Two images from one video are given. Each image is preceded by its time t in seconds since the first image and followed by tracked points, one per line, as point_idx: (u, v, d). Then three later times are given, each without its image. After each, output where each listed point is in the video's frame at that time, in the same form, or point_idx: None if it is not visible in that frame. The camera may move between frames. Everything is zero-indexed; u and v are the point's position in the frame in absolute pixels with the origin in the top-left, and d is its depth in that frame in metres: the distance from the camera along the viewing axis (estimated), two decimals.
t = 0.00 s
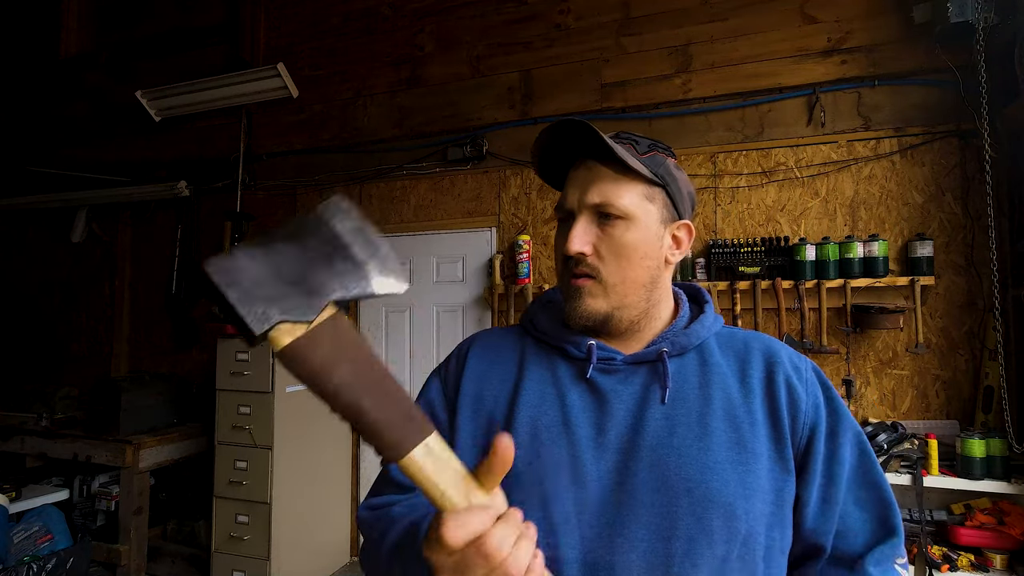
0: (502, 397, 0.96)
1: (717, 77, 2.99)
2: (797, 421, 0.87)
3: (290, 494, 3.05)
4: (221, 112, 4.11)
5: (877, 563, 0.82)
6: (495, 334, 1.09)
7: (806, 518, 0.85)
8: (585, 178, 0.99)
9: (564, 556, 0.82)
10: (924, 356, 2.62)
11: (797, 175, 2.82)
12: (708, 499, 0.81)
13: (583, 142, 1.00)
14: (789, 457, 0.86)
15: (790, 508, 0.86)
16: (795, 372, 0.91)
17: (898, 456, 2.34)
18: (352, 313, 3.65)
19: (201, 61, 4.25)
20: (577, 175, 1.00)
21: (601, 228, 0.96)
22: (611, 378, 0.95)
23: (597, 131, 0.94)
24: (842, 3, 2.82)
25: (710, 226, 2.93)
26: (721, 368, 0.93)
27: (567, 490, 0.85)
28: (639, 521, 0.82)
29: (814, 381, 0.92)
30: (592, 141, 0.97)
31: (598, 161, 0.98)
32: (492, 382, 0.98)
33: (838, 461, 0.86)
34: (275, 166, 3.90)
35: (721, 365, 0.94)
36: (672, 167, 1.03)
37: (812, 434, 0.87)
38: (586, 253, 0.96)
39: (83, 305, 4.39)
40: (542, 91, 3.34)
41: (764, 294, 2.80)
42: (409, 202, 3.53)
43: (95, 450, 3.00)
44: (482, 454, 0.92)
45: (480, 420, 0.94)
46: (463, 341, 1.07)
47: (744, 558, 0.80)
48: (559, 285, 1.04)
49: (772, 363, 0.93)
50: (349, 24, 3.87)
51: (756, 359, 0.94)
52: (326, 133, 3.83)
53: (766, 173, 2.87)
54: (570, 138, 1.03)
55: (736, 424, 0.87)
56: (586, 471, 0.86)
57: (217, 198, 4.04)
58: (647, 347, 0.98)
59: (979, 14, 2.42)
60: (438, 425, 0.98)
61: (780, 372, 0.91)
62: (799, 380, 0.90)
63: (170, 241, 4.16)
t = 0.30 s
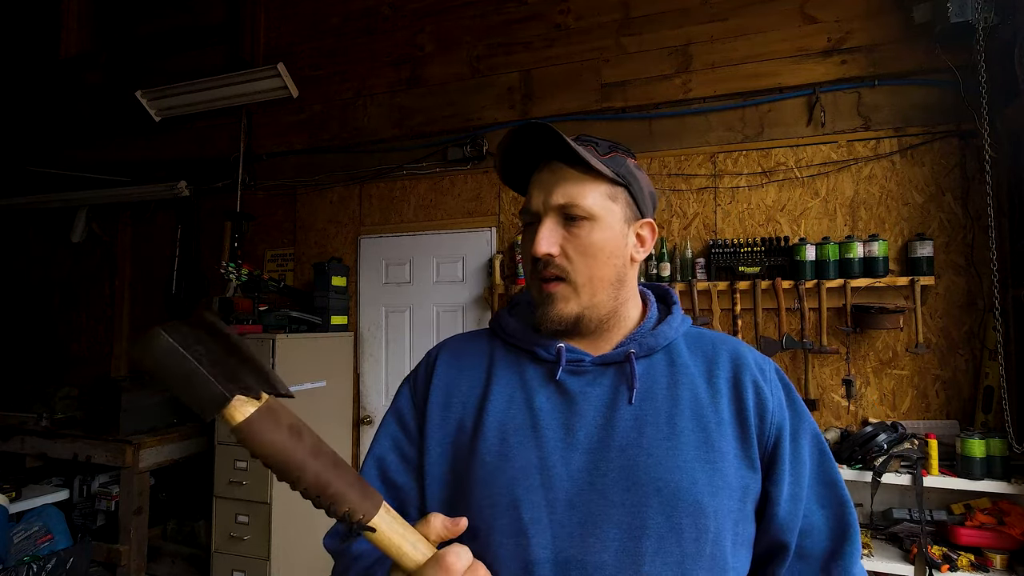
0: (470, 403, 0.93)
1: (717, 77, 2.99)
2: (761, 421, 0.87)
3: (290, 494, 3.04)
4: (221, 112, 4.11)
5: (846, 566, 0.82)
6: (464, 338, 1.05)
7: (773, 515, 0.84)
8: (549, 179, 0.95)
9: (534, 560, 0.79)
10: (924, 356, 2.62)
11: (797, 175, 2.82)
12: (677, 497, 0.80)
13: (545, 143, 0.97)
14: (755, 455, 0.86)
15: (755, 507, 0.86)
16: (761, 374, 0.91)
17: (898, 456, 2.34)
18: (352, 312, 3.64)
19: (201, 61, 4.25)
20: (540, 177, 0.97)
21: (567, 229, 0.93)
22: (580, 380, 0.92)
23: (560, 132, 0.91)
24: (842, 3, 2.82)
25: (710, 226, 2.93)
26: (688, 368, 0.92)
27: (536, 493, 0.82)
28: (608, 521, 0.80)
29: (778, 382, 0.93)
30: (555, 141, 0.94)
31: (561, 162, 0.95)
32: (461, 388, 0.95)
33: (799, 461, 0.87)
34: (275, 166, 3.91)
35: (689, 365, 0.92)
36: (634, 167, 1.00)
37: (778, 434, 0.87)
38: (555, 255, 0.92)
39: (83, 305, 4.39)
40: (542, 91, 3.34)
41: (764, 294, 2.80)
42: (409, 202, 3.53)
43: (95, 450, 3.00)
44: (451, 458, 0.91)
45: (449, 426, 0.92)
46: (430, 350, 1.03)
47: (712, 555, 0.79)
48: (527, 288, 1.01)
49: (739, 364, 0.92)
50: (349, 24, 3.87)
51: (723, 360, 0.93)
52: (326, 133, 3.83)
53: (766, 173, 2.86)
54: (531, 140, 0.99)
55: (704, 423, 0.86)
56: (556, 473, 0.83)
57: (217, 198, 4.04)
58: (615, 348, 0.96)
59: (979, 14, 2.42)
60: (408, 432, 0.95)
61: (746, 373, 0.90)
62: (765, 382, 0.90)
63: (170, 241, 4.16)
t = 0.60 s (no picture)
0: (449, 408, 0.93)
1: (716, 77, 3.00)
2: (732, 414, 0.88)
3: (290, 494, 3.04)
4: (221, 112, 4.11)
5: (824, 549, 0.84)
6: (441, 343, 1.04)
7: (752, 503, 0.84)
8: (527, 185, 0.95)
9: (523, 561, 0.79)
10: (924, 356, 2.62)
11: (797, 175, 2.82)
12: (658, 490, 0.81)
13: (522, 148, 0.96)
14: (730, 448, 0.87)
15: (734, 498, 0.86)
16: (731, 369, 0.92)
17: (898, 456, 2.34)
18: (352, 312, 3.64)
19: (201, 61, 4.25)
20: (517, 182, 0.96)
21: (546, 234, 0.93)
22: (558, 381, 0.92)
23: (540, 138, 0.90)
24: (842, 3, 2.82)
25: (710, 226, 2.93)
26: (663, 366, 0.93)
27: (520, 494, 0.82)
28: (592, 518, 0.80)
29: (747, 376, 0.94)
30: (534, 147, 0.93)
31: (539, 168, 0.95)
32: (439, 393, 0.94)
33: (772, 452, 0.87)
34: (275, 166, 3.91)
35: (663, 363, 0.93)
36: (609, 173, 1.01)
37: (749, 427, 0.87)
38: (534, 260, 0.92)
39: (83, 306, 4.39)
40: (542, 91, 3.34)
41: (764, 294, 2.80)
42: (409, 202, 3.53)
43: (95, 450, 3.00)
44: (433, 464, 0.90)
45: (428, 431, 0.91)
46: (406, 355, 1.02)
47: (697, 547, 0.80)
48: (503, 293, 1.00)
49: (709, 360, 0.93)
50: (349, 24, 3.87)
51: (695, 358, 0.94)
52: (326, 133, 3.83)
53: (766, 173, 2.86)
54: (507, 145, 0.98)
55: (680, 419, 0.86)
56: (539, 473, 0.83)
57: (217, 198, 4.04)
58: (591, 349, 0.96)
59: (979, 14, 2.43)
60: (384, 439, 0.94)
61: (717, 369, 0.91)
62: (734, 376, 0.91)
63: (171, 241, 4.16)
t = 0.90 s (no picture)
0: (439, 410, 0.92)
1: (716, 77, 3.00)
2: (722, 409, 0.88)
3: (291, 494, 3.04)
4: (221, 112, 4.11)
5: (797, 538, 0.83)
6: (432, 346, 1.04)
7: (743, 497, 0.84)
8: (514, 187, 0.95)
9: (517, 563, 0.78)
10: (924, 356, 2.62)
11: (797, 175, 2.82)
12: (650, 488, 0.81)
13: (511, 151, 0.97)
14: (720, 444, 0.87)
15: (725, 494, 0.86)
16: (720, 366, 0.92)
17: (898, 456, 2.34)
18: (352, 312, 3.64)
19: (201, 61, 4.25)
20: (505, 184, 0.97)
21: (532, 236, 0.93)
22: (548, 381, 0.93)
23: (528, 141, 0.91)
24: (842, 3, 2.82)
25: (710, 226, 2.93)
26: (653, 365, 0.93)
27: (513, 495, 0.82)
28: (585, 517, 0.80)
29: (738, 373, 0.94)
30: (522, 150, 0.94)
31: (527, 170, 0.95)
32: (430, 396, 0.94)
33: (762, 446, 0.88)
34: (275, 166, 3.91)
35: (653, 362, 0.94)
36: (598, 175, 1.01)
37: (739, 422, 0.87)
38: (519, 262, 0.93)
39: (83, 306, 4.39)
40: (542, 91, 3.34)
41: (764, 294, 2.80)
42: (409, 202, 3.53)
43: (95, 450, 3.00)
44: (425, 466, 0.89)
45: (419, 433, 0.91)
46: (395, 358, 1.02)
47: (689, 543, 0.80)
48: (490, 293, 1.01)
49: (699, 357, 0.93)
50: (349, 24, 3.87)
51: (685, 355, 0.94)
52: (326, 133, 3.83)
53: (766, 173, 2.86)
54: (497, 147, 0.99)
55: (671, 416, 0.86)
56: (532, 474, 0.83)
57: (217, 198, 4.05)
58: (581, 348, 0.97)
59: (979, 14, 2.43)
60: (374, 442, 0.93)
61: (707, 365, 0.91)
62: (724, 374, 0.91)
63: (171, 241, 4.16)
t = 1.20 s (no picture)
0: (430, 416, 0.92)
1: (716, 77, 3.00)
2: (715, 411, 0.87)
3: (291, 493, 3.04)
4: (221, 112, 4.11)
5: (804, 548, 0.83)
6: (424, 351, 1.05)
7: (738, 499, 0.84)
8: (490, 190, 0.95)
9: (504, 568, 0.79)
10: (924, 356, 2.62)
11: (797, 175, 2.82)
12: (639, 493, 0.80)
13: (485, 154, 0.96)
14: (713, 446, 0.86)
15: (718, 495, 0.86)
16: (715, 366, 0.91)
17: (898, 456, 2.33)
18: (352, 312, 3.64)
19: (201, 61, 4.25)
20: (482, 188, 0.97)
21: (510, 239, 0.93)
22: (537, 385, 0.92)
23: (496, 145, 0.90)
24: (842, 3, 2.82)
25: (710, 226, 2.93)
26: (645, 366, 0.93)
27: (501, 499, 0.82)
28: (573, 522, 0.81)
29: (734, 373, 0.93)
30: (494, 153, 0.93)
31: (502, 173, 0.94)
32: (420, 401, 0.94)
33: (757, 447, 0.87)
34: (275, 166, 3.92)
35: (645, 364, 0.93)
36: (578, 172, 0.99)
37: (734, 423, 0.87)
38: (498, 266, 0.92)
39: (83, 306, 4.39)
40: (542, 91, 3.34)
41: (764, 294, 2.80)
42: (409, 202, 3.53)
43: (95, 450, 3.00)
44: (416, 471, 0.90)
45: (409, 437, 0.92)
46: (388, 363, 1.03)
47: (679, 547, 0.79)
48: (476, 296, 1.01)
49: (693, 357, 0.93)
50: (349, 24, 3.87)
51: (677, 356, 0.93)
52: (326, 133, 3.83)
53: (766, 173, 2.86)
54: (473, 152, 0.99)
55: (661, 418, 0.86)
56: (520, 478, 0.83)
57: (217, 198, 4.05)
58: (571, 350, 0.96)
59: (979, 14, 2.43)
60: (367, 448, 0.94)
61: (701, 365, 0.91)
62: (718, 374, 0.90)
63: (171, 241, 4.16)
